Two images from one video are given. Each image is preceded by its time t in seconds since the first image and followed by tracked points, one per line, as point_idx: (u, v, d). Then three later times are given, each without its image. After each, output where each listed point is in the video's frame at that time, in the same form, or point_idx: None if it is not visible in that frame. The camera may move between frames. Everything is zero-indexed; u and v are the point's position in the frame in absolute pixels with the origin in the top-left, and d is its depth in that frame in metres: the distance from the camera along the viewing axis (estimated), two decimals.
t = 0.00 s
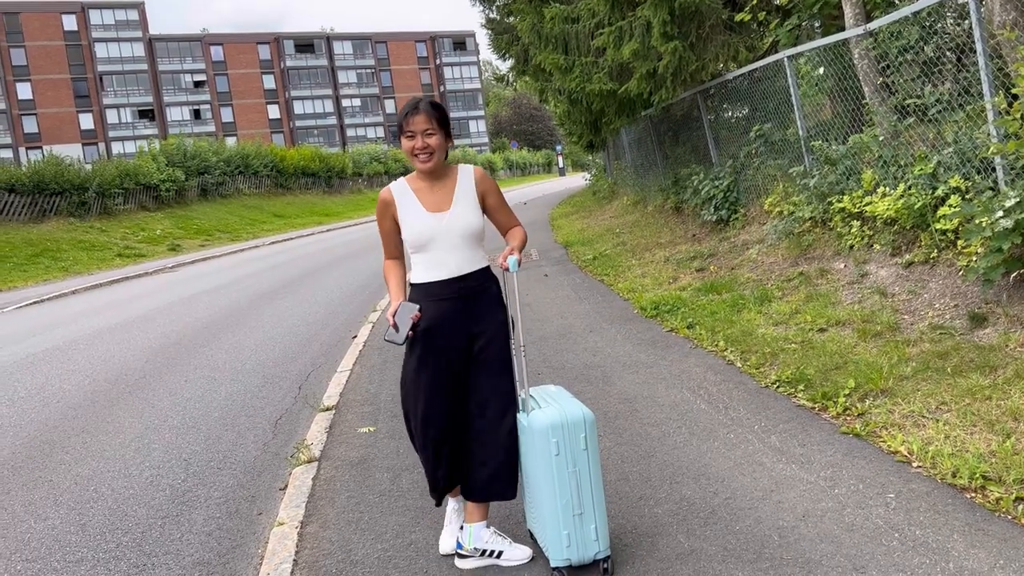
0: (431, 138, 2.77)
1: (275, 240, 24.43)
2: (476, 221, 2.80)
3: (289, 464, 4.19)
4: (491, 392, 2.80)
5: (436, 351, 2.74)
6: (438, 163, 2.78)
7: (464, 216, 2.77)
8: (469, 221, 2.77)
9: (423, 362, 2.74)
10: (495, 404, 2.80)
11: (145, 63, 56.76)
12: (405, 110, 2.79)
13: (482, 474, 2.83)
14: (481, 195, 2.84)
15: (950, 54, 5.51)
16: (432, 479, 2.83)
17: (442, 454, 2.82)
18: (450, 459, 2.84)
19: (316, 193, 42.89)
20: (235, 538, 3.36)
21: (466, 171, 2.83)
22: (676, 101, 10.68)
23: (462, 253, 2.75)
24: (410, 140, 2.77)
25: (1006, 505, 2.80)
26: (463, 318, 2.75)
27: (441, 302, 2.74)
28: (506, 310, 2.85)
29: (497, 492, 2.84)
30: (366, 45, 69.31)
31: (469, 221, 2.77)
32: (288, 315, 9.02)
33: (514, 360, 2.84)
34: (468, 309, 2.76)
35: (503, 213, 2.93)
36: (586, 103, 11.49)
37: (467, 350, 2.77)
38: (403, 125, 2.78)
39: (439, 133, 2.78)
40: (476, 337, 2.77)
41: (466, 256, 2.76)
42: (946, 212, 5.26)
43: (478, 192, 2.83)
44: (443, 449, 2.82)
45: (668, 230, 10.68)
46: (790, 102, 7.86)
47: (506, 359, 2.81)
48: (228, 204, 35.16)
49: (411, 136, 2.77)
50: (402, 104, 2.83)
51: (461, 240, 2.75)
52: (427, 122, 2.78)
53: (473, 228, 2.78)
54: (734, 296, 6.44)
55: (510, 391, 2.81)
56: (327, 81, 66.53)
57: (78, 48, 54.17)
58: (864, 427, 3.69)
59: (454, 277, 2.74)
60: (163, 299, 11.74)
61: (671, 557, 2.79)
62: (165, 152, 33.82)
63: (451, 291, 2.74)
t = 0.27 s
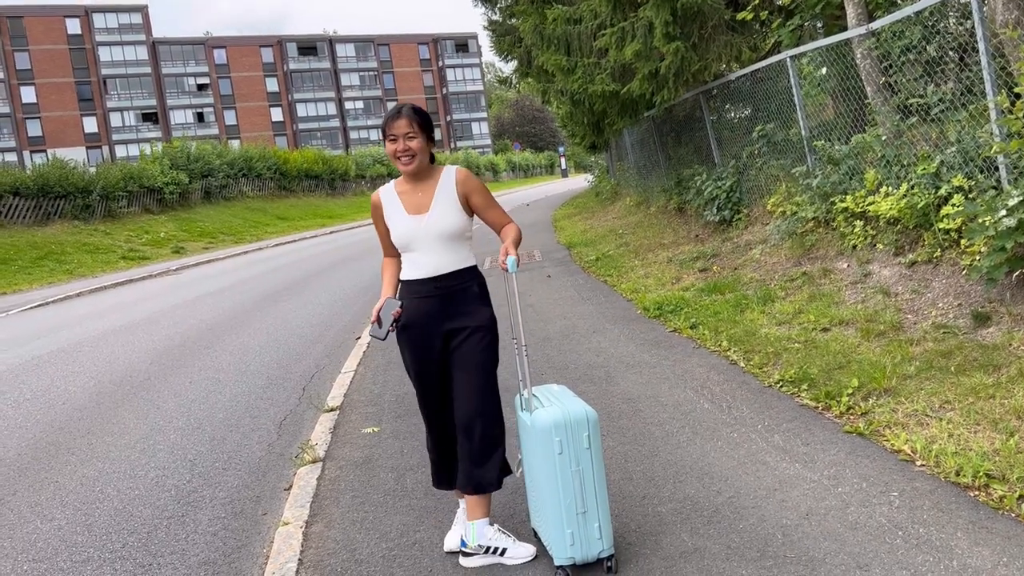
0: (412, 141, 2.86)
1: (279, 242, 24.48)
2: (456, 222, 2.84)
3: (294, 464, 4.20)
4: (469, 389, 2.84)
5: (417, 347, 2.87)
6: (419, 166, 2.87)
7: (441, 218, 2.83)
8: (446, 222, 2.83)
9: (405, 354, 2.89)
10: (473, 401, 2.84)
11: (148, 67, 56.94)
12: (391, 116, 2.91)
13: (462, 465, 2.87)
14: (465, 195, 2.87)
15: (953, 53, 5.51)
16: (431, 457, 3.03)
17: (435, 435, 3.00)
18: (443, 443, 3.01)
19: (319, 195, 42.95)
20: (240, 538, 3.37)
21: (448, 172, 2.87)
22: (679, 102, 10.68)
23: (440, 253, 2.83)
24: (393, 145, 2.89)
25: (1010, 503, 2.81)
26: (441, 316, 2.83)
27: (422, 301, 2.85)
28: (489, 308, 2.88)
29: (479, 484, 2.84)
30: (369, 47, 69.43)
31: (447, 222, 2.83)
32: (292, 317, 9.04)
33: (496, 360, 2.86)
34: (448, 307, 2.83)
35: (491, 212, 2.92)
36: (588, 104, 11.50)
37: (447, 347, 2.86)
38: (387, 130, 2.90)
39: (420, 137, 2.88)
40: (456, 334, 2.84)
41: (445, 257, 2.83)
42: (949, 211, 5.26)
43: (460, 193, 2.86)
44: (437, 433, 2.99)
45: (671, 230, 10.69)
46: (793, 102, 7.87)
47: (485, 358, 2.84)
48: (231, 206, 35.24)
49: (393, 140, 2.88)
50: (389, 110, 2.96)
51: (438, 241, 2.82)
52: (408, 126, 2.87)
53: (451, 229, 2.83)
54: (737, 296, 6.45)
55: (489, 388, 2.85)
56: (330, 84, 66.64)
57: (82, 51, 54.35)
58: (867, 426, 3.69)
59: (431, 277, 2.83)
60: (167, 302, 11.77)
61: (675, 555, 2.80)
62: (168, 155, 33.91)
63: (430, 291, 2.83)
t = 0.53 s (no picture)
0: (399, 148, 2.89)
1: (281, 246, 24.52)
2: (440, 228, 2.85)
3: (295, 469, 4.21)
4: (457, 394, 2.83)
5: (406, 350, 2.92)
6: (406, 172, 2.89)
7: (424, 224, 2.84)
8: (430, 229, 2.84)
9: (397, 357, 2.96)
10: (463, 404, 2.83)
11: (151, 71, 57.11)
12: (382, 123, 2.96)
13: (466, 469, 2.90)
14: (450, 200, 2.85)
15: (953, 56, 5.51)
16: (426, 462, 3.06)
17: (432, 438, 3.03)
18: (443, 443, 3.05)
19: (321, 199, 43.01)
20: (241, 542, 3.38)
21: (434, 178, 2.87)
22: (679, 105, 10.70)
23: (425, 260, 2.86)
24: (382, 152, 2.93)
25: (1009, 506, 2.81)
26: (427, 320, 2.87)
27: (411, 305, 2.89)
28: (476, 311, 2.88)
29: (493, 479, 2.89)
30: (371, 51, 69.57)
31: (430, 229, 2.84)
32: (293, 321, 9.06)
33: (483, 363, 2.85)
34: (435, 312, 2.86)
35: (479, 216, 2.86)
36: (589, 107, 11.52)
37: (435, 350, 2.90)
38: (377, 137, 2.94)
39: (408, 144, 2.90)
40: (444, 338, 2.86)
41: (430, 263, 2.85)
42: (949, 213, 5.27)
43: (444, 199, 2.85)
44: (435, 436, 3.03)
45: (673, 233, 10.70)
46: (793, 105, 7.88)
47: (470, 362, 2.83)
48: (233, 210, 35.30)
49: (381, 147, 2.93)
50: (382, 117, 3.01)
51: (423, 247, 2.85)
52: (397, 134, 2.91)
53: (435, 236, 2.84)
54: (738, 299, 6.45)
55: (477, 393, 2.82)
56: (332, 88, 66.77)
57: (84, 56, 54.52)
58: (867, 428, 3.70)
59: (416, 283, 2.86)
60: (169, 306, 11.80)
61: (674, 559, 2.80)
62: (171, 160, 33.98)
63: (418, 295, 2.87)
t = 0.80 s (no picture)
0: (392, 157, 2.92)
1: (282, 252, 24.56)
2: (434, 235, 2.86)
3: (294, 474, 4.22)
4: (444, 398, 2.87)
5: (399, 354, 2.94)
6: (399, 180, 2.91)
7: (418, 232, 2.86)
8: (424, 236, 2.86)
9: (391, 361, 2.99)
10: (449, 408, 2.87)
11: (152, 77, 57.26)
12: (377, 133, 2.98)
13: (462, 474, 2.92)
14: (443, 207, 2.86)
15: (951, 60, 5.53)
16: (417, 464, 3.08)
17: (425, 441, 3.05)
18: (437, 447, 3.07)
19: (323, 205, 43.08)
20: (240, 548, 3.39)
21: (427, 185, 2.89)
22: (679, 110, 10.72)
23: (420, 267, 2.87)
24: (376, 160, 2.96)
25: (1006, 510, 2.82)
26: (418, 326, 2.88)
27: (404, 309, 2.91)
28: (467, 320, 2.87)
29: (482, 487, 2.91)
30: (372, 57, 69.72)
31: (423, 237, 2.85)
32: (294, 326, 9.07)
33: (470, 371, 2.85)
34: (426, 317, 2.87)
35: (473, 221, 2.88)
36: (589, 112, 11.54)
37: (426, 355, 2.91)
38: (371, 146, 2.96)
39: (402, 152, 2.92)
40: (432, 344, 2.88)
41: (425, 270, 2.87)
42: (947, 218, 5.28)
43: (438, 206, 2.86)
44: (427, 440, 3.05)
45: (673, 237, 10.71)
46: (793, 110, 7.89)
47: (458, 369, 2.84)
48: (235, 216, 35.35)
49: (376, 156, 2.96)
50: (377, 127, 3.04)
51: (417, 255, 2.87)
52: (390, 142, 2.93)
53: (429, 243, 2.85)
54: (737, 303, 6.46)
55: (462, 398, 2.85)
56: (333, 93, 66.91)
57: (86, 63, 54.68)
58: (865, 433, 3.70)
59: (411, 290, 2.88)
60: (170, 311, 11.82)
61: (672, 564, 2.81)
62: (172, 165, 34.06)
63: (412, 301, 2.89)
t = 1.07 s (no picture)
0: (396, 163, 2.94)
1: (283, 257, 24.57)
2: (435, 241, 2.86)
3: (296, 479, 4.23)
4: (444, 403, 2.88)
5: (400, 359, 2.96)
6: (402, 185, 2.93)
7: (419, 237, 2.87)
8: (425, 241, 2.86)
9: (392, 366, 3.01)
10: (448, 414, 2.88)
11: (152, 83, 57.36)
12: (383, 138, 3.01)
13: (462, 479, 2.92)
14: (444, 212, 2.86)
15: (949, 64, 5.55)
16: (419, 470, 3.09)
17: (426, 447, 3.06)
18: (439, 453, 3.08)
19: (323, 210, 43.11)
20: (242, 553, 3.40)
21: (430, 191, 2.89)
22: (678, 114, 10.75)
23: (421, 272, 2.89)
24: (380, 166, 2.98)
25: (1007, 513, 2.82)
26: (417, 332, 2.90)
27: (404, 314, 2.93)
28: (467, 326, 2.87)
29: (481, 493, 2.93)
30: (372, 62, 69.84)
31: (424, 242, 2.86)
32: (294, 331, 9.07)
33: (470, 376, 2.86)
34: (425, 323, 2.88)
35: (474, 227, 2.86)
36: (589, 117, 11.56)
37: (426, 360, 2.93)
38: (376, 152, 2.99)
39: (406, 157, 2.94)
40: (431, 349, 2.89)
41: (427, 275, 2.88)
42: (946, 221, 5.29)
43: (440, 212, 2.86)
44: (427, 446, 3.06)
45: (673, 242, 10.72)
46: (791, 114, 7.91)
47: (457, 375, 2.85)
48: (235, 221, 35.37)
49: (379, 161, 2.97)
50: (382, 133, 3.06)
51: (419, 260, 2.88)
52: (394, 148, 2.95)
53: (430, 249, 2.86)
54: (737, 307, 6.47)
55: (462, 404, 2.86)
56: (332, 98, 67.01)
57: (86, 69, 54.78)
58: (866, 436, 3.71)
59: (411, 295, 2.90)
60: (171, 317, 11.83)
61: (673, 567, 2.81)
62: (172, 171, 34.09)
63: (412, 306, 2.90)
